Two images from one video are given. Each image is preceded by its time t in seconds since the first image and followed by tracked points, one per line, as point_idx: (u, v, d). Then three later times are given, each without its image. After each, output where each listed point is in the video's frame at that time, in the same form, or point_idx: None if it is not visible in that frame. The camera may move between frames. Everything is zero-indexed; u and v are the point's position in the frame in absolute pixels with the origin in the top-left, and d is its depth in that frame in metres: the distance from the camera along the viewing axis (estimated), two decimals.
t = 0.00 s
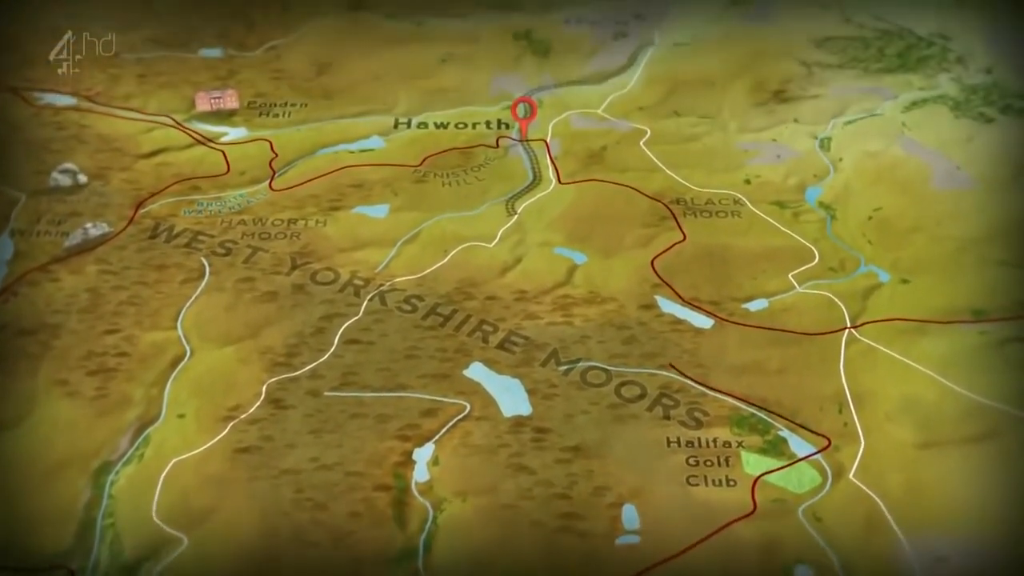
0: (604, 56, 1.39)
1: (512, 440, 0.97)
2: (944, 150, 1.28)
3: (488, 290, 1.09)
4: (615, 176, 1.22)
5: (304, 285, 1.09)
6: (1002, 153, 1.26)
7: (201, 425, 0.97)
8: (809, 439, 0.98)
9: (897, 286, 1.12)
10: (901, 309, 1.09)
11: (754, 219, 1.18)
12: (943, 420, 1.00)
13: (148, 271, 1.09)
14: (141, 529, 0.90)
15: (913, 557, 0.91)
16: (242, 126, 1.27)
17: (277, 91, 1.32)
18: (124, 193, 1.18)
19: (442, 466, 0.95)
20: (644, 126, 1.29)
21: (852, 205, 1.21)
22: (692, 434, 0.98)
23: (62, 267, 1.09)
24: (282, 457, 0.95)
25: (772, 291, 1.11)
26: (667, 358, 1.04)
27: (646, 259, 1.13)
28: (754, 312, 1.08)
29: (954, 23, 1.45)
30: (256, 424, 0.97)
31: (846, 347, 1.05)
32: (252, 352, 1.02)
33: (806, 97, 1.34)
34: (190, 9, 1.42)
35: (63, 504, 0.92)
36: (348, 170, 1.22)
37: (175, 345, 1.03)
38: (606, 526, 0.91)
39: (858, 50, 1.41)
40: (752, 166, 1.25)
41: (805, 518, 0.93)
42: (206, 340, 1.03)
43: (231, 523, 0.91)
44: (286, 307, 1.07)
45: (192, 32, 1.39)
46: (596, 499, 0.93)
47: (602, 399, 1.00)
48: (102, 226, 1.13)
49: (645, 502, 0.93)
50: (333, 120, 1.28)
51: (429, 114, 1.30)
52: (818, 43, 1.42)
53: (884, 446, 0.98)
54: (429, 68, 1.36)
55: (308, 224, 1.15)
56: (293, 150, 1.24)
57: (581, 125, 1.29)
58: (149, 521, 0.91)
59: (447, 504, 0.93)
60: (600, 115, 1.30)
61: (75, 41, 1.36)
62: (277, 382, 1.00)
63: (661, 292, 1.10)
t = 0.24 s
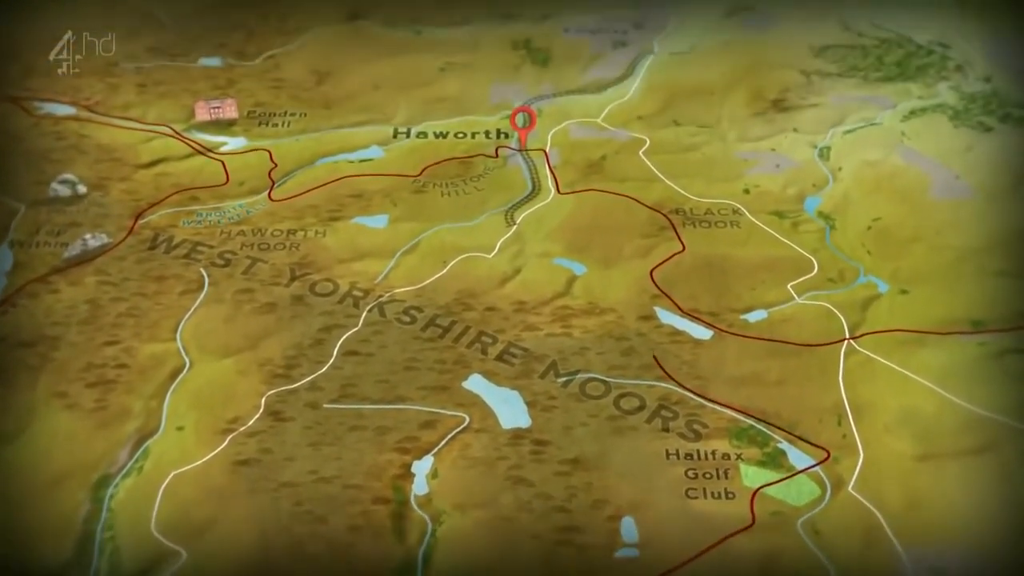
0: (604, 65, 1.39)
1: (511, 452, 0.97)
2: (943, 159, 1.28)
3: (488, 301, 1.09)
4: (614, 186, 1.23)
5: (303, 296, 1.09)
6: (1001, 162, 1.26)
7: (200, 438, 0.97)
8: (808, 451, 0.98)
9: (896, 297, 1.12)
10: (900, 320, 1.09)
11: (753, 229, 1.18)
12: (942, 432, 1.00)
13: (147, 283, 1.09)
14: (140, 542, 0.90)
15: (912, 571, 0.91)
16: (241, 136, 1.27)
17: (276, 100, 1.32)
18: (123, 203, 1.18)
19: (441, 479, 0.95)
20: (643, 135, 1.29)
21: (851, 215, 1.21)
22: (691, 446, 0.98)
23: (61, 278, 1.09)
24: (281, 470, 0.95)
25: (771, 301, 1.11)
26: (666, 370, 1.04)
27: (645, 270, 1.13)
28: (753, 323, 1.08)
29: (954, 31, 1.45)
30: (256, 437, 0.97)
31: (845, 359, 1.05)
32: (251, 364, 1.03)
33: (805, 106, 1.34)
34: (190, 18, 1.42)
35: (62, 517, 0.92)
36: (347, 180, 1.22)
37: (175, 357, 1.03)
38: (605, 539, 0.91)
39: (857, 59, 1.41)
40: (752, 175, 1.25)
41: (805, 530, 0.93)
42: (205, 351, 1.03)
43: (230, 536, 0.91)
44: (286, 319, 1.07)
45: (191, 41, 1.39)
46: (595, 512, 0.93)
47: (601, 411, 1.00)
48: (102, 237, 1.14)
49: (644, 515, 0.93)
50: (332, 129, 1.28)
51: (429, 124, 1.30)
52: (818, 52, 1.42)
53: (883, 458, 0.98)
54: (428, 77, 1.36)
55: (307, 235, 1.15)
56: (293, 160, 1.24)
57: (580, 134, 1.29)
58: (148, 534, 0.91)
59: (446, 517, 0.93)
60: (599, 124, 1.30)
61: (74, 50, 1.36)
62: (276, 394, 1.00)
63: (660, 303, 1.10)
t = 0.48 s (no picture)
0: (603, 73, 1.39)
1: (510, 464, 0.97)
2: (943, 168, 1.28)
3: (487, 311, 1.09)
4: (613, 196, 1.23)
5: (303, 307, 1.09)
6: (1001, 171, 1.26)
7: (199, 450, 0.97)
8: (807, 463, 0.98)
9: (895, 307, 1.12)
10: (900, 330, 1.09)
11: (753, 239, 1.18)
12: (941, 443, 1.00)
13: (147, 293, 1.09)
14: (140, 555, 0.90)
15: None
16: (240, 145, 1.27)
17: (276, 109, 1.32)
18: (122, 213, 1.18)
19: (441, 491, 0.95)
20: (642, 144, 1.29)
21: (851, 225, 1.21)
22: (690, 458, 0.98)
23: (61, 289, 1.09)
24: (280, 482, 0.95)
25: (770, 312, 1.11)
26: (665, 381, 1.04)
27: (644, 280, 1.13)
28: (752, 334, 1.08)
29: (953, 38, 1.45)
30: (255, 449, 0.97)
31: (845, 369, 1.05)
32: (250, 376, 1.03)
33: (804, 115, 1.34)
34: (189, 26, 1.43)
35: (61, 530, 0.92)
36: (346, 190, 1.22)
37: (174, 368, 1.03)
38: (605, 552, 0.91)
39: (856, 67, 1.41)
40: (751, 185, 1.25)
41: (804, 543, 0.93)
42: (205, 363, 1.03)
43: (229, 549, 0.91)
44: (285, 330, 1.07)
45: (191, 49, 1.39)
46: (595, 524, 0.93)
47: (600, 423, 1.00)
48: (101, 247, 1.13)
49: (643, 527, 0.93)
50: (332, 139, 1.28)
51: (428, 133, 1.30)
52: (817, 60, 1.42)
53: (882, 470, 0.98)
54: (427, 86, 1.36)
55: (306, 245, 1.15)
56: (292, 169, 1.24)
57: (579, 143, 1.29)
58: (148, 547, 0.91)
59: (445, 529, 0.93)
60: (598, 133, 1.31)
61: (74, 59, 1.36)
62: (275, 405, 1.00)
63: (659, 314, 1.10)
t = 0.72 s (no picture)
0: (602, 81, 1.39)
1: (509, 475, 0.97)
2: (942, 176, 1.28)
3: (486, 321, 1.09)
4: (613, 204, 1.23)
5: (302, 317, 1.09)
6: (1000, 179, 1.26)
7: (199, 461, 0.97)
8: (806, 474, 0.98)
9: (894, 317, 1.12)
10: (899, 340, 1.09)
11: (752, 248, 1.18)
12: (940, 454, 1.01)
13: (146, 304, 1.10)
14: (139, 567, 0.90)
15: None
16: (240, 154, 1.27)
17: (275, 117, 1.32)
18: (122, 222, 1.18)
19: (440, 503, 0.95)
20: (642, 153, 1.29)
21: (850, 233, 1.21)
22: (689, 469, 0.98)
23: (60, 299, 1.10)
24: (280, 494, 0.95)
25: (770, 321, 1.11)
26: (664, 392, 1.04)
27: (643, 290, 1.13)
28: (751, 344, 1.08)
29: (953, 45, 1.45)
30: (254, 460, 0.97)
31: (844, 379, 1.05)
32: (250, 387, 1.03)
33: (804, 123, 1.34)
34: (189, 34, 1.43)
35: (60, 542, 0.92)
36: (346, 199, 1.22)
37: (173, 379, 1.03)
38: (604, 564, 0.91)
39: (856, 74, 1.41)
40: (750, 193, 1.25)
41: (803, 554, 0.93)
42: (204, 374, 1.04)
43: (229, 561, 0.91)
44: (284, 340, 1.07)
45: (191, 57, 1.39)
46: (594, 536, 0.93)
47: (599, 433, 1.00)
48: (100, 257, 1.14)
49: (643, 539, 0.93)
50: (331, 147, 1.28)
51: (427, 141, 1.30)
52: (816, 67, 1.42)
53: (881, 481, 0.98)
54: (427, 94, 1.36)
55: (306, 254, 1.15)
56: (292, 178, 1.24)
57: (579, 151, 1.29)
58: (147, 559, 0.91)
59: (445, 541, 0.93)
60: (598, 141, 1.30)
61: (74, 67, 1.36)
62: (274, 417, 1.00)
63: (659, 323, 1.10)
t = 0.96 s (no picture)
0: (602, 88, 1.39)
1: (508, 486, 0.97)
2: (942, 184, 1.28)
3: (486, 330, 1.09)
4: (612, 212, 1.23)
5: (301, 327, 1.09)
6: (999, 187, 1.26)
7: (198, 472, 0.97)
8: (805, 484, 0.98)
9: (894, 326, 1.12)
10: (898, 349, 1.09)
11: (751, 257, 1.18)
12: (939, 464, 1.01)
13: (146, 313, 1.10)
14: None
15: None
16: (239, 162, 1.27)
17: (275, 125, 1.32)
18: (121, 231, 1.18)
19: (439, 514, 0.95)
20: (641, 160, 1.29)
21: (850, 242, 1.21)
22: (688, 480, 0.98)
23: (60, 309, 1.10)
24: (280, 505, 0.95)
25: (769, 331, 1.11)
26: (664, 401, 1.04)
27: (642, 299, 1.13)
28: (751, 354, 1.08)
29: (952, 51, 1.45)
30: (254, 471, 0.97)
31: (843, 389, 1.06)
32: (249, 397, 1.03)
33: (803, 130, 1.34)
34: (188, 41, 1.43)
35: (60, 554, 0.92)
36: (345, 207, 1.22)
37: (173, 389, 1.03)
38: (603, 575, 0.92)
39: (855, 81, 1.41)
40: (750, 201, 1.25)
41: (802, 565, 0.93)
42: (204, 384, 1.04)
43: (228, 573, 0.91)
44: (283, 350, 1.07)
45: (190, 65, 1.39)
46: (593, 547, 0.93)
47: (599, 444, 1.00)
48: (100, 267, 1.14)
49: (642, 550, 0.93)
50: (331, 155, 1.28)
51: (426, 149, 1.30)
52: (816, 74, 1.42)
53: (880, 491, 0.98)
54: (427, 101, 1.36)
55: (305, 263, 1.15)
56: (291, 186, 1.24)
57: (578, 159, 1.29)
58: (147, 571, 0.91)
59: (444, 552, 0.93)
60: (597, 149, 1.30)
61: (74, 74, 1.36)
62: (274, 427, 1.00)
63: (658, 333, 1.10)
